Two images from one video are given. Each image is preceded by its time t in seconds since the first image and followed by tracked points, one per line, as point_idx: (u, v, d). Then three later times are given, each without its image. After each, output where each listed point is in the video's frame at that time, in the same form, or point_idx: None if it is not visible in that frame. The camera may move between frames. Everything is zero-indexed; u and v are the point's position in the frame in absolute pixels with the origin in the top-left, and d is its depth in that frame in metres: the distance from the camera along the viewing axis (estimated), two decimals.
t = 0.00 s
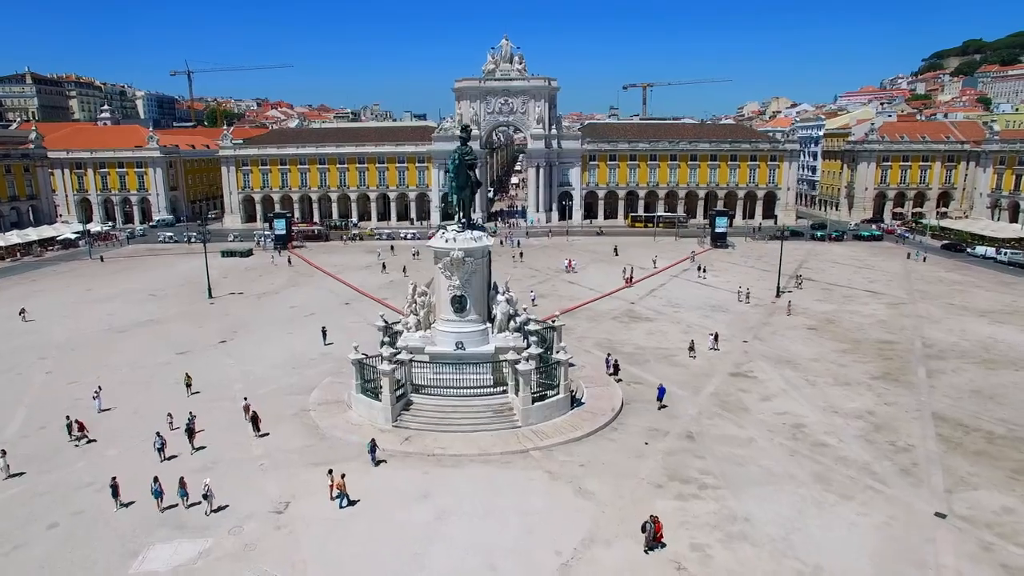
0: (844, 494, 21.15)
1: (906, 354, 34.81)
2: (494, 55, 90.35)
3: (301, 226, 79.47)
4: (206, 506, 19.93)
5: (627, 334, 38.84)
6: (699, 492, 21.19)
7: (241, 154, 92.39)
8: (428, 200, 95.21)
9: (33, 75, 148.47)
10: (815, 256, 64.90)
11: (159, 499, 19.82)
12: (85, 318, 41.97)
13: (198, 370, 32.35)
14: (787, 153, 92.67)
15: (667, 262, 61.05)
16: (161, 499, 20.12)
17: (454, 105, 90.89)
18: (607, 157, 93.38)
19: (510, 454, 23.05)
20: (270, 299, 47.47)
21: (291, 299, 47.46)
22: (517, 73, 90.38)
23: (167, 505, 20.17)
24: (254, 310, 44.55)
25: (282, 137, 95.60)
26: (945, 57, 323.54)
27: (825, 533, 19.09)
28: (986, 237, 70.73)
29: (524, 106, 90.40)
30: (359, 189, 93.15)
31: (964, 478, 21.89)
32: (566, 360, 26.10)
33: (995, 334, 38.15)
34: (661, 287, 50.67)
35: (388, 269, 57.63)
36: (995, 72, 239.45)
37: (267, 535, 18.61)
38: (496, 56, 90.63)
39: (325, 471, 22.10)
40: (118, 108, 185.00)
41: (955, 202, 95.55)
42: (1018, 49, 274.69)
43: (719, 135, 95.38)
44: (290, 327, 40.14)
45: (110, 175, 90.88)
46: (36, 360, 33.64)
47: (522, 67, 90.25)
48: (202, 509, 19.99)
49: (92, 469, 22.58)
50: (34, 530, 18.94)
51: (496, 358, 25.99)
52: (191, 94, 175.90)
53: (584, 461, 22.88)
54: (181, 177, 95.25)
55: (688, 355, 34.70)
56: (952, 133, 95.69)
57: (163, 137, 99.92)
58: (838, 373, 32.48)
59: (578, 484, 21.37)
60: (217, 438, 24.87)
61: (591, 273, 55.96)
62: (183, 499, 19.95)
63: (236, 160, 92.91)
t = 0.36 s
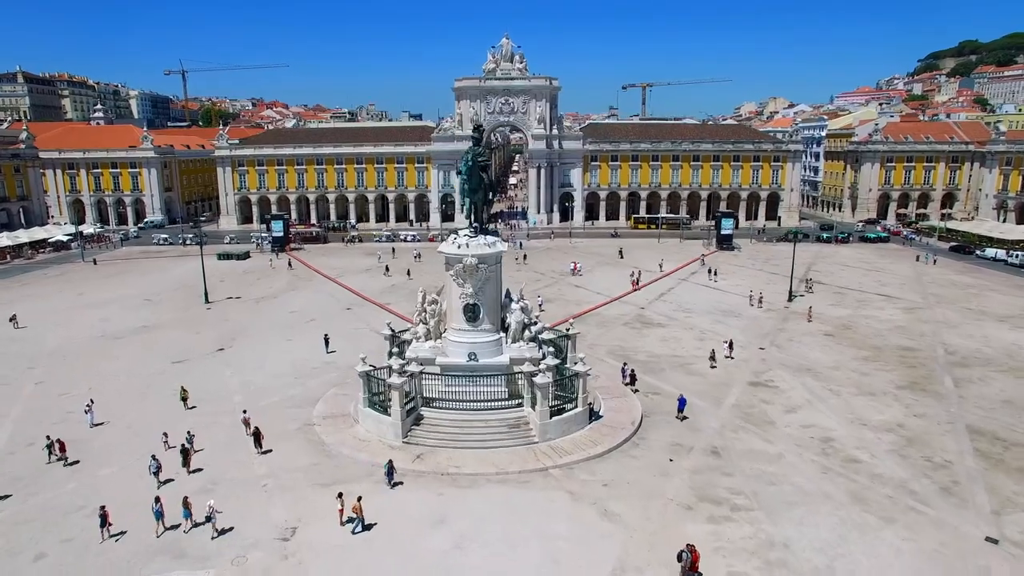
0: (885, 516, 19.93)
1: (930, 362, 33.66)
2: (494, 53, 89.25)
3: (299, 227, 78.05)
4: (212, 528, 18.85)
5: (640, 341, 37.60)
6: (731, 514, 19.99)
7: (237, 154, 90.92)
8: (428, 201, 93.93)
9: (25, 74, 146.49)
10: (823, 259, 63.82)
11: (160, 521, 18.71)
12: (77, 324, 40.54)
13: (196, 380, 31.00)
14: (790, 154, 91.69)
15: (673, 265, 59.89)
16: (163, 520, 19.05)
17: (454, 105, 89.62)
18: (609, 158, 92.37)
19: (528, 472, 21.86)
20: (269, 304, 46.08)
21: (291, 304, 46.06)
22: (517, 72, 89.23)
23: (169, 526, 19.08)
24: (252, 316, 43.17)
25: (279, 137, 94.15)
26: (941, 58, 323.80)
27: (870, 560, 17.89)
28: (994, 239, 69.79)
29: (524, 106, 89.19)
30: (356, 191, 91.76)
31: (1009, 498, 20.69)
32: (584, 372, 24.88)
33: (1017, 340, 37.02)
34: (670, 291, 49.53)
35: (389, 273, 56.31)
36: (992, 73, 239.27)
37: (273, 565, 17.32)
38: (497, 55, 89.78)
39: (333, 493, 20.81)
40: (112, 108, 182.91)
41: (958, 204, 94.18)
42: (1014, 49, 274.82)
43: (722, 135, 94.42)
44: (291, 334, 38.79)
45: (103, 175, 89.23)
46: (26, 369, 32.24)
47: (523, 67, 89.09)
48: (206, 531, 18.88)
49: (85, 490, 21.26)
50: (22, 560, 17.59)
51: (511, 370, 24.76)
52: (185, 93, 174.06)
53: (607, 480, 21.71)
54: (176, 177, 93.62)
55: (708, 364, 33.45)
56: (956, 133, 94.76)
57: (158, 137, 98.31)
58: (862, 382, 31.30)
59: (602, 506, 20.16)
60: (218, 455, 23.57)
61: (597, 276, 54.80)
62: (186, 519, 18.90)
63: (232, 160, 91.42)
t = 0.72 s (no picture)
0: (933, 540, 18.73)
1: (957, 370, 32.50)
2: (496, 53, 87.40)
3: (299, 229, 76.70)
4: (217, 552, 17.84)
5: (655, 349, 36.33)
6: (770, 538, 18.79)
7: (234, 154, 89.44)
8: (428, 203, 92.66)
9: (19, 73, 144.75)
10: (833, 260, 62.75)
11: (164, 543, 17.73)
12: (72, 331, 39.18)
13: (196, 391, 29.69)
14: (795, 154, 90.68)
15: (682, 268, 58.73)
16: (167, 541, 18.19)
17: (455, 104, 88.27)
18: (612, 158, 91.24)
19: (551, 493, 20.68)
20: (269, 309, 44.72)
21: (292, 309, 44.70)
22: (520, 71, 87.54)
23: (173, 547, 18.20)
24: (253, 321, 41.83)
25: (277, 137, 92.74)
26: (938, 59, 323.74)
27: None
28: (1006, 241, 68.79)
29: (527, 105, 87.97)
30: (356, 192, 90.42)
31: None
32: (607, 384, 23.68)
33: None
34: (681, 295, 48.38)
35: (392, 276, 55.03)
36: (990, 73, 238.91)
37: None
38: (499, 54, 87.68)
39: (345, 516, 19.56)
40: (107, 108, 181.04)
41: (964, 204, 93.93)
42: (1011, 50, 274.86)
43: (726, 135, 93.37)
44: (293, 340, 37.48)
45: (98, 176, 87.70)
46: (18, 380, 30.90)
47: (525, 66, 87.62)
48: (211, 556, 17.82)
49: (80, 513, 19.97)
50: None
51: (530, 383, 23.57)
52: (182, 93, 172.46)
53: (634, 500, 20.52)
54: (172, 178, 92.13)
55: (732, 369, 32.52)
56: (962, 134, 94.06)
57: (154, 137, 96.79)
58: (889, 391, 30.12)
59: (632, 530, 18.96)
60: (221, 473, 22.31)
61: (605, 280, 53.64)
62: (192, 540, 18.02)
63: (230, 161, 89.96)
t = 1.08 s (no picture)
0: (986, 566, 17.54)
1: (987, 378, 31.34)
2: (500, 51, 86.61)
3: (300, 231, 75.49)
4: None
5: (671, 356, 35.16)
6: (812, 565, 17.61)
7: (235, 154, 88.20)
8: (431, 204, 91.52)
9: (17, 73, 143.43)
10: (845, 262, 61.64)
11: (169, 566, 16.73)
12: (69, 337, 37.94)
13: (197, 402, 28.49)
14: (803, 154, 89.62)
15: (692, 271, 57.62)
16: (173, 565, 17.19)
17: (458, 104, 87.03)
18: (618, 158, 90.11)
19: (576, 514, 19.56)
20: (272, 314, 43.52)
21: (295, 314, 43.50)
22: (524, 70, 86.65)
23: (179, 570, 17.20)
24: (255, 326, 40.63)
25: (278, 137, 91.52)
26: (940, 58, 322.81)
27: None
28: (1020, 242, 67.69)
29: (531, 105, 86.81)
30: (358, 193, 89.25)
31: None
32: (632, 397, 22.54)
33: None
34: (694, 300, 47.25)
35: (397, 279, 53.88)
36: (992, 72, 238.16)
37: None
38: (503, 53, 86.78)
39: (359, 540, 18.39)
40: (106, 108, 179.80)
41: (974, 205, 92.97)
42: (1012, 50, 274.14)
43: (733, 135, 92.22)
44: (298, 347, 36.28)
45: (96, 177, 86.44)
46: (12, 390, 29.66)
47: (530, 65, 86.63)
48: None
49: (74, 537, 18.75)
50: None
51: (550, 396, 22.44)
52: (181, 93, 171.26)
53: (664, 522, 19.39)
54: (172, 179, 90.87)
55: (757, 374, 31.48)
56: (972, 133, 93.13)
57: (153, 137, 95.54)
58: (919, 400, 28.93)
59: (665, 556, 17.82)
60: (225, 491, 21.11)
61: (615, 283, 52.48)
62: (198, 563, 17.02)
63: (230, 161, 88.71)
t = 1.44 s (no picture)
0: None
1: None
2: (506, 49, 85.37)
3: (303, 232, 74.11)
4: None
5: (693, 365, 33.72)
6: None
7: (236, 154, 86.81)
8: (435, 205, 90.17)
9: (17, 73, 142.14)
10: (861, 264, 60.26)
11: None
12: (64, 345, 36.53)
13: (199, 416, 27.08)
14: (812, 154, 88.22)
15: (706, 274, 56.27)
16: None
17: (463, 103, 85.69)
18: (625, 158, 88.78)
19: (608, 542, 18.19)
20: (276, 320, 42.10)
21: (299, 320, 42.08)
22: (530, 69, 85.41)
23: None
24: (258, 333, 39.23)
25: (280, 137, 90.17)
26: (942, 57, 321.35)
27: None
28: None
29: (538, 104, 85.41)
30: (361, 193, 87.89)
31: None
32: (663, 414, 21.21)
33: None
34: (710, 304, 45.88)
35: (404, 283, 52.52)
36: (997, 71, 236.68)
37: None
38: (509, 51, 85.88)
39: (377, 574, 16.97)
40: (106, 108, 178.41)
41: (987, 205, 91.62)
42: (1016, 48, 272.74)
43: (742, 135, 90.83)
44: (303, 355, 34.90)
45: (96, 178, 85.08)
46: (3, 403, 28.24)
47: (536, 63, 85.30)
48: None
49: (67, 569, 17.33)
50: None
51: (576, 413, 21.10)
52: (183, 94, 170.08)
53: (704, 551, 17.98)
54: (172, 180, 89.53)
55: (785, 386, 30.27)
56: (985, 132, 91.77)
57: (153, 137, 94.22)
58: (958, 412, 27.51)
59: None
60: (230, 517, 19.68)
61: (628, 287, 51.11)
62: None
63: (231, 162, 87.35)
